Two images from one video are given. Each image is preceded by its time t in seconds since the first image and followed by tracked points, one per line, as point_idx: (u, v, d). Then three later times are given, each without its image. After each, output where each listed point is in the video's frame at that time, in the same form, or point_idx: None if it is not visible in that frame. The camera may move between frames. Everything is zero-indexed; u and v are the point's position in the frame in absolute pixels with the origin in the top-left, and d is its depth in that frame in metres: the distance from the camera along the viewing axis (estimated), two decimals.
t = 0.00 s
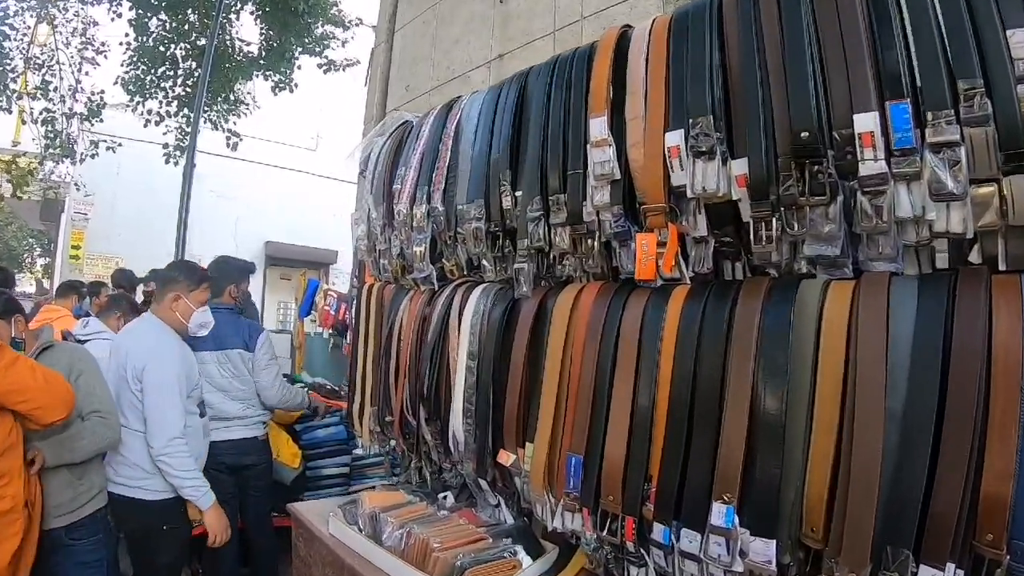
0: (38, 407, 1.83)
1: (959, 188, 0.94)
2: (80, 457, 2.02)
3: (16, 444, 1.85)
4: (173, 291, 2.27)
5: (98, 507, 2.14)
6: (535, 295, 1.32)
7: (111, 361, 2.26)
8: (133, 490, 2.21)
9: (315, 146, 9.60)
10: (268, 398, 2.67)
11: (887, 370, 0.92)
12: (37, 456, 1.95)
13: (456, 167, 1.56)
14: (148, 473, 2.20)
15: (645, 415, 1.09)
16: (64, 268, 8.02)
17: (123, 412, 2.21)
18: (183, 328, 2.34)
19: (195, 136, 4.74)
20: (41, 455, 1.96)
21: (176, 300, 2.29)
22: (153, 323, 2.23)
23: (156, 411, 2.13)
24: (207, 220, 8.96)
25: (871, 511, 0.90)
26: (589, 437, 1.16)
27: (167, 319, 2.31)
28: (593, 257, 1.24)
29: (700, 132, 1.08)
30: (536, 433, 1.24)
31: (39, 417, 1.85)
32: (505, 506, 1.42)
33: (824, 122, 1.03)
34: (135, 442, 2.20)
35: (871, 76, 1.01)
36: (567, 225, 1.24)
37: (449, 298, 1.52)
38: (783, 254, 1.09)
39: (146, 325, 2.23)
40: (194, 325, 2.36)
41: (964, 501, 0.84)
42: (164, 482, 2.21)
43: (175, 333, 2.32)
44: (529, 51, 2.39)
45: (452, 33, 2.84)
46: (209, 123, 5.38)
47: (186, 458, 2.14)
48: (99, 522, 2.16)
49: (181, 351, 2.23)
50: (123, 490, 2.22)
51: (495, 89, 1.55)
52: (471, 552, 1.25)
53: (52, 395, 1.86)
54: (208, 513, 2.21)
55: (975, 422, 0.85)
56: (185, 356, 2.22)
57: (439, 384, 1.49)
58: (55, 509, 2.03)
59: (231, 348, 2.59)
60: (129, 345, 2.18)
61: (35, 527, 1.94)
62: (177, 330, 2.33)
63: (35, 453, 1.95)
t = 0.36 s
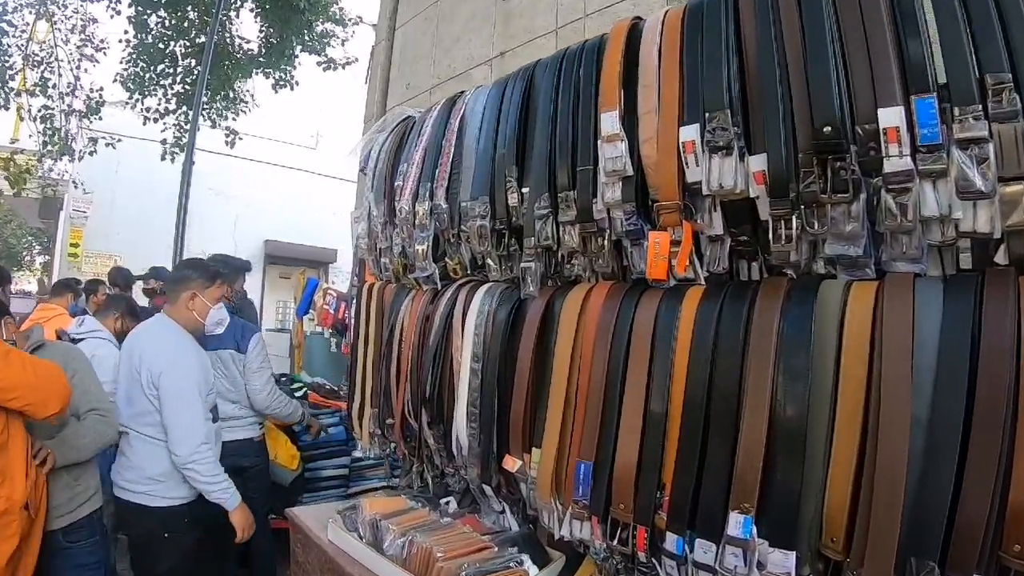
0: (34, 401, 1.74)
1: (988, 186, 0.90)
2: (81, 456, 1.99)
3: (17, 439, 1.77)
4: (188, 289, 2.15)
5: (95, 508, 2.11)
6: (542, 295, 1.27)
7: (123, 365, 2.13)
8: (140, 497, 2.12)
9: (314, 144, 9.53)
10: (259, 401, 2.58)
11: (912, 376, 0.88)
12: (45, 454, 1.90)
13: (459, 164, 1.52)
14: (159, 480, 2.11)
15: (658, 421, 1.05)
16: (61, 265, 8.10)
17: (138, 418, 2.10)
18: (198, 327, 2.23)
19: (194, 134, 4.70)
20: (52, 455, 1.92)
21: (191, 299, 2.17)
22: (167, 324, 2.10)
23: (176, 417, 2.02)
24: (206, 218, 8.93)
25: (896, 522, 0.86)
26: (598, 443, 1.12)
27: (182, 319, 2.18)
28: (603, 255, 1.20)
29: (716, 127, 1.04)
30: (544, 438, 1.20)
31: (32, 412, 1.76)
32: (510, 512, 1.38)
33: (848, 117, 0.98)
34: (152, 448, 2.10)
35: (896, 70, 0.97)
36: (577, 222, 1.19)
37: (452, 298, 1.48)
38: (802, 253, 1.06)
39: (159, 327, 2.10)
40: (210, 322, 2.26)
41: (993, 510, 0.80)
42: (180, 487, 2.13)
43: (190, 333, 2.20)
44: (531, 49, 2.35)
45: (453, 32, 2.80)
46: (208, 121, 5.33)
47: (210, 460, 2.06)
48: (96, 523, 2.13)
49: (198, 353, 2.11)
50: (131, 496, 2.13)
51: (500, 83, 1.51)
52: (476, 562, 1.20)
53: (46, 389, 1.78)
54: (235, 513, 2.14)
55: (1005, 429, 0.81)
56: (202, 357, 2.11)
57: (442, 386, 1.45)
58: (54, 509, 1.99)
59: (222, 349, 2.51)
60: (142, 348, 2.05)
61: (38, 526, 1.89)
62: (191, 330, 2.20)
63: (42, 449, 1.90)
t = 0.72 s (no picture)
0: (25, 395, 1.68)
1: None
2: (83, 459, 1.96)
3: (9, 435, 1.72)
4: (209, 291, 2.07)
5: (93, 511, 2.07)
6: (551, 295, 1.22)
7: (140, 369, 2.06)
8: (152, 504, 2.03)
9: (315, 144, 9.48)
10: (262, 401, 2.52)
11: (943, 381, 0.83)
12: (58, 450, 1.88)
13: (464, 161, 1.47)
14: (173, 487, 2.01)
15: (675, 429, 1.01)
16: (61, 265, 8.08)
17: (157, 423, 2.02)
18: (218, 329, 2.15)
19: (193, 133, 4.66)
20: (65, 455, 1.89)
21: (211, 301, 2.10)
22: (188, 328, 2.04)
23: (203, 423, 1.96)
24: (206, 218, 8.89)
25: (928, 535, 0.81)
26: (612, 451, 1.07)
27: (201, 322, 2.10)
28: (615, 254, 1.15)
29: (736, 120, 1.00)
30: (554, 445, 1.15)
31: (23, 408, 1.70)
32: (518, 521, 1.33)
33: (874, 109, 0.94)
34: (170, 454, 2.02)
35: (924, 61, 0.92)
36: (588, 220, 1.14)
37: (457, 298, 1.43)
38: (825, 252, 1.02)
39: (180, 332, 2.03)
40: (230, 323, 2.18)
41: None
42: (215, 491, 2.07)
43: (209, 336, 2.12)
44: (534, 47, 2.30)
45: (455, 31, 2.75)
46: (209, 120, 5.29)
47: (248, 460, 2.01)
48: (94, 526, 2.09)
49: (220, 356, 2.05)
50: (142, 504, 2.04)
51: (506, 78, 1.46)
52: None
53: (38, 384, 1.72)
54: (272, 501, 2.10)
55: None
56: (225, 359, 2.05)
57: (446, 389, 1.40)
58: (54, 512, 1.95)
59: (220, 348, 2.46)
60: (164, 353, 1.99)
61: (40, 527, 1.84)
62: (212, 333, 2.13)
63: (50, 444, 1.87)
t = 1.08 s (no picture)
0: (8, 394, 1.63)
1: None
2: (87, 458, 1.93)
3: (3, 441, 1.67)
4: (231, 290, 2.02)
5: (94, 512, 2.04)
6: (563, 295, 1.18)
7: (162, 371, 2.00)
8: (179, 509, 1.96)
9: (316, 145, 9.43)
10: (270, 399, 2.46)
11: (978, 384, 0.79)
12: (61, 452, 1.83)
13: (471, 157, 1.42)
14: (198, 490, 1.95)
15: (694, 435, 0.96)
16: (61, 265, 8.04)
17: (183, 426, 1.96)
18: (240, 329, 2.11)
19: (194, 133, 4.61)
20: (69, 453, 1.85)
21: (233, 301, 2.05)
22: (213, 328, 1.99)
23: (235, 424, 1.92)
24: (207, 218, 8.85)
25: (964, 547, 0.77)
26: (627, 459, 1.02)
27: (224, 323, 2.05)
28: (629, 254, 1.10)
29: (758, 111, 0.96)
30: (565, 451, 1.10)
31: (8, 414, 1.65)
32: (527, 530, 1.28)
33: (905, 100, 0.89)
34: (196, 457, 1.95)
35: (957, 50, 0.88)
36: (602, 216, 1.10)
37: (463, 298, 1.38)
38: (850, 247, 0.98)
39: (204, 332, 1.98)
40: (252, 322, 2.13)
41: None
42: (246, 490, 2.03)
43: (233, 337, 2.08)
44: (538, 45, 2.26)
45: (458, 29, 2.70)
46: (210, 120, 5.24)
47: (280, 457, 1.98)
48: (94, 529, 2.05)
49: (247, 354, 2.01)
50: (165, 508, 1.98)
51: (514, 71, 1.42)
52: None
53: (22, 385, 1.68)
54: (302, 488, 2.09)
55: None
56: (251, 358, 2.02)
57: (453, 391, 1.36)
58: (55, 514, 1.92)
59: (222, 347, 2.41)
60: (191, 354, 1.94)
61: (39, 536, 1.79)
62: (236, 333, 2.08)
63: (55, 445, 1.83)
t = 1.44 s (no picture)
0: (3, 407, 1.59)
1: None
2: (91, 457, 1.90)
3: None
4: (258, 285, 2.00)
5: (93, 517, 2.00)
6: (574, 299, 1.13)
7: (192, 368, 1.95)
8: (216, 505, 1.91)
9: (319, 146, 9.40)
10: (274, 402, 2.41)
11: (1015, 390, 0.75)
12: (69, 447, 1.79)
13: (478, 155, 1.38)
14: (240, 484, 1.91)
15: (714, 444, 0.92)
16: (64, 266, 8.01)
17: (220, 420, 1.92)
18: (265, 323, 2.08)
19: (196, 134, 4.58)
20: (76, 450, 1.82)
21: (258, 296, 2.02)
22: (243, 321, 1.96)
23: (278, 415, 1.91)
24: (209, 219, 8.83)
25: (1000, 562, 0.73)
26: (643, 468, 0.98)
27: (251, 316, 2.02)
28: (643, 255, 1.05)
29: (781, 106, 0.92)
30: (577, 461, 1.06)
31: None
32: (536, 540, 1.24)
33: (935, 93, 0.85)
34: (236, 451, 1.92)
35: (988, 43, 0.85)
36: (617, 216, 1.05)
37: (470, 301, 1.34)
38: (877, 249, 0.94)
39: (236, 326, 1.95)
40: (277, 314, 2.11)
41: None
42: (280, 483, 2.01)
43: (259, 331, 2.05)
44: (543, 44, 2.21)
45: (462, 29, 2.66)
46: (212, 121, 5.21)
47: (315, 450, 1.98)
48: (93, 533, 2.00)
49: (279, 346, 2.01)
50: (205, 507, 1.92)
51: (522, 67, 1.38)
52: None
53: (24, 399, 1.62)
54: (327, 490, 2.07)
55: None
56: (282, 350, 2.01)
57: (459, 397, 1.31)
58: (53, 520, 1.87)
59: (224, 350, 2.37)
60: (224, 347, 1.91)
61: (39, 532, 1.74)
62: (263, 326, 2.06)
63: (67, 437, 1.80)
